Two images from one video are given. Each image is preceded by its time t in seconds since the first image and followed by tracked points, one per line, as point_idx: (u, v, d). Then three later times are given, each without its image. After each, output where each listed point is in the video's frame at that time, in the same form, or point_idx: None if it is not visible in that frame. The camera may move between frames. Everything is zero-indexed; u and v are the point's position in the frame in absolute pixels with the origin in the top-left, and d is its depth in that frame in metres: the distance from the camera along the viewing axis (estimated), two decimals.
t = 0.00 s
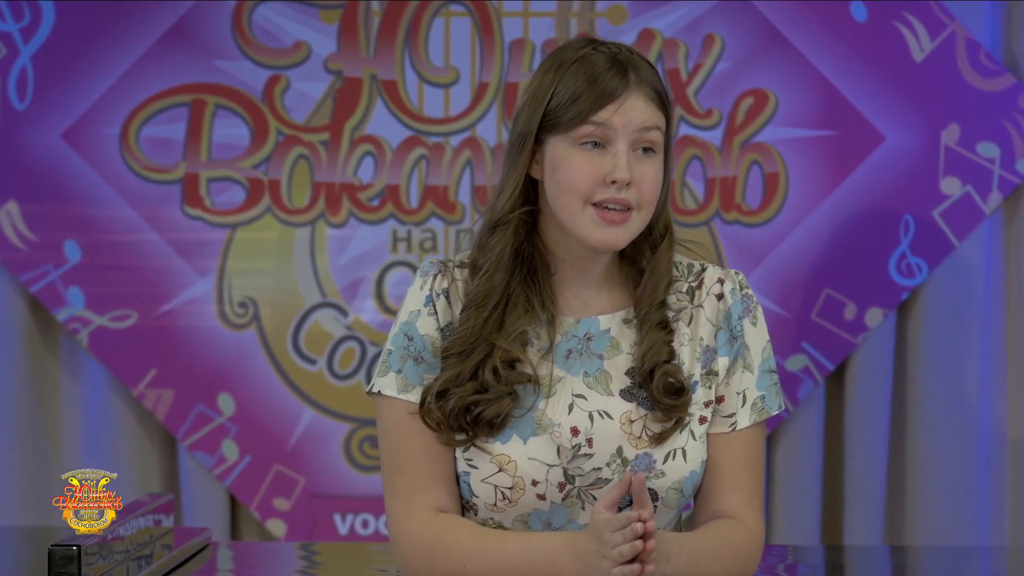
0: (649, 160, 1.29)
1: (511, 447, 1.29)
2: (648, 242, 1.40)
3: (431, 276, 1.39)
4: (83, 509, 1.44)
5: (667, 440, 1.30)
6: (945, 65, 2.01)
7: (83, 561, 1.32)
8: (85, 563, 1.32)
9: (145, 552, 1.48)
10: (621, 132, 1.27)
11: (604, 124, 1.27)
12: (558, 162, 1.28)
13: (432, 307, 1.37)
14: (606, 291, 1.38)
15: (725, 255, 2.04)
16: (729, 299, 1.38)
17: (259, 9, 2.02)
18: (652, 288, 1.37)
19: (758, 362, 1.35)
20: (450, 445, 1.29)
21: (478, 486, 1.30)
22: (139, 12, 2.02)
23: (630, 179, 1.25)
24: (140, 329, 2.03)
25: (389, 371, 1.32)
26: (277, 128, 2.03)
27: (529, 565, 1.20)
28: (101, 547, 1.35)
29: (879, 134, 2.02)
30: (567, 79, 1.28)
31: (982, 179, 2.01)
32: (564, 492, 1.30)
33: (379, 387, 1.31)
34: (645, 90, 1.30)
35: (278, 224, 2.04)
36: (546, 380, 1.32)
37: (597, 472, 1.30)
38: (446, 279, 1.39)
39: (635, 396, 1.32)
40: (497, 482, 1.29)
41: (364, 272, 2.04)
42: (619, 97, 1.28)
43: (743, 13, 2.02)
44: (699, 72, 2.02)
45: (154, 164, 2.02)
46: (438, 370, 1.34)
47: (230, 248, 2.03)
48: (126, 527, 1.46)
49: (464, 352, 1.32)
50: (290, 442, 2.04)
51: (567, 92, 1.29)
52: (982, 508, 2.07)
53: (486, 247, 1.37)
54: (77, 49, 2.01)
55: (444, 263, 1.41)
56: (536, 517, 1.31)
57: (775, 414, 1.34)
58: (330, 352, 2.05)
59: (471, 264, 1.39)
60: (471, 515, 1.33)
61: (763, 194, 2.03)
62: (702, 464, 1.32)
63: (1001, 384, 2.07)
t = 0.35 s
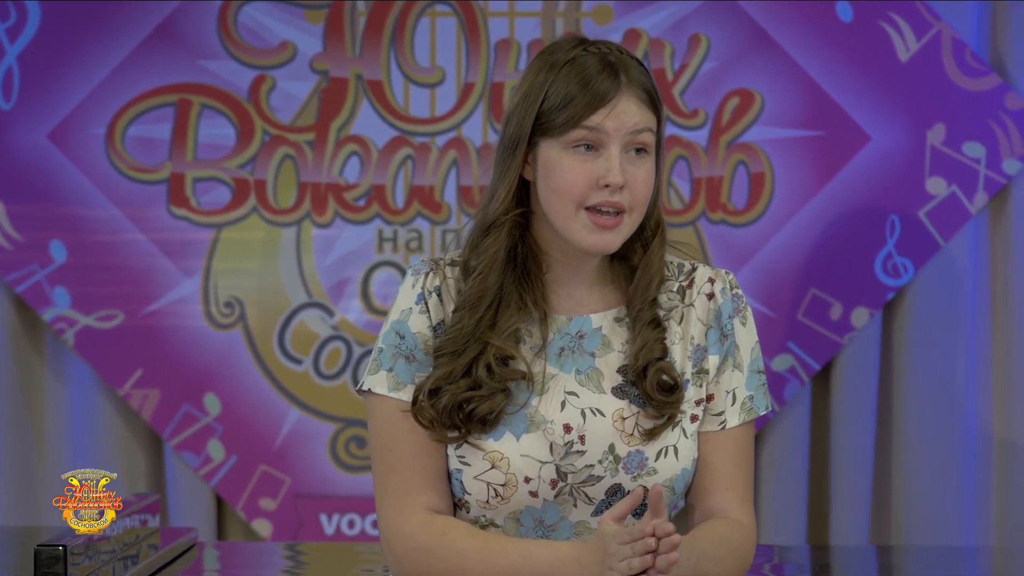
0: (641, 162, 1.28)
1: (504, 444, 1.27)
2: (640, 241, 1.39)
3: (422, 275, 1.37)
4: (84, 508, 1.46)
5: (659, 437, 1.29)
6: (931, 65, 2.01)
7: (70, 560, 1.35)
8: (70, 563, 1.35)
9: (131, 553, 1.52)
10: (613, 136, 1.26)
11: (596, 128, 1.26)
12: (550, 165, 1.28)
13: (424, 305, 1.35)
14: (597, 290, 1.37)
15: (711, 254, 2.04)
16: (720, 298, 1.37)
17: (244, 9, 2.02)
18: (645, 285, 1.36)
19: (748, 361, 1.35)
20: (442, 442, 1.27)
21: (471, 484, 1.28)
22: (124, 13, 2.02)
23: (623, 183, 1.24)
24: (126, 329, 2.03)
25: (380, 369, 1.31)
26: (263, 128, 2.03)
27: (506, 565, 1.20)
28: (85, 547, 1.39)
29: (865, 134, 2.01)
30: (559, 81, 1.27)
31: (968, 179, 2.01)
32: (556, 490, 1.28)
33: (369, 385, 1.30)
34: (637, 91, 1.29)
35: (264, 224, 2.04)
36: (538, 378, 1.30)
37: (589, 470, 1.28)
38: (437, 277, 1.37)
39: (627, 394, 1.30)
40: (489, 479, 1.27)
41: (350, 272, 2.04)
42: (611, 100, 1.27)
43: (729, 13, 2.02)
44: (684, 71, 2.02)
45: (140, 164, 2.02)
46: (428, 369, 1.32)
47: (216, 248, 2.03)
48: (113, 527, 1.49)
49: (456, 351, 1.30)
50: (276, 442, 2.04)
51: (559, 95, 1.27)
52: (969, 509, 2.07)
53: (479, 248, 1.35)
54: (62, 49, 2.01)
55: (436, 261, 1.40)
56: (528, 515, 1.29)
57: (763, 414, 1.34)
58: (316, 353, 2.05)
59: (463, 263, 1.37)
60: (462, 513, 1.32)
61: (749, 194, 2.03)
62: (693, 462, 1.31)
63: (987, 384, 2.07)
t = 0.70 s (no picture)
0: (621, 154, 1.29)
1: (488, 444, 1.27)
2: (624, 235, 1.40)
3: (408, 275, 1.37)
4: (84, 508, 1.49)
5: (643, 437, 1.29)
6: (920, 65, 2.01)
7: (60, 561, 1.35)
8: (60, 563, 1.35)
9: (121, 553, 1.51)
10: (592, 128, 1.27)
11: (574, 121, 1.27)
12: (530, 162, 1.28)
13: (409, 305, 1.35)
14: (584, 290, 1.37)
15: (701, 255, 2.04)
16: (705, 298, 1.37)
17: (233, 9, 2.02)
18: (630, 281, 1.36)
19: (732, 361, 1.35)
20: (427, 443, 1.27)
21: (456, 483, 1.28)
22: (113, 13, 2.02)
23: (603, 174, 1.25)
24: (115, 329, 2.02)
25: (364, 369, 1.31)
26: (252, 128, 2.03)
27: (488, 564, 1.20)
28: (75, 547, 1.39)
29: (854, 134, 2.01)
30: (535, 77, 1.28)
31: (957, 179, 2.01)
32: (541, 490, 1.28)
33: (354, 385, 1.30)
34: (613, 84, 1.30)
35: (253, 224, 2.04)
36: (524, 378, 1.30)
37: (574, 470, 1.28)
38: (423, 278, 1.37)
39: (612, 394, 1.30)
40: (474, 479, 1.27)
41: (339, 272, 2.04)
42: (588, 93, 1.28)
43: (718, 13, 2.02)
44: (674, 71, 2.02)
45: (129, 164, 2.02)
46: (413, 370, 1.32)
47: (205, 248, 2.03)
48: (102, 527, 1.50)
49: (441, 353, 1.30)
50: (265, 442, 2.04)
51: (536, 91, 1.28)
52: (958, 509, 2.07)
53: (462, 249, 1.35)
54: (51, 49, 2.01)
55: (422, 261, 1.39)
56: (513, 514, 1.29)
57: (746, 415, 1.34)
58: (305, 352, 2.05)
59: (448, 264, 1.37)
60: (447, 512, 1.31)
61: (738, 194, 2.03)
62: (678, 462, 1.31)
63: (976, 384, 2.07)
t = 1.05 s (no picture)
0: (592, 140, 1.30)
1: (467, 449, 1.28)
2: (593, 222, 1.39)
3: (389, 279, 1.39)
4: (83, 508, 1.52)
5: (621, 441, 1.29)
6: (911, 64, 2.01)
7: (49, 560, 1.36)
8: (50, 563, 1.36)
9: (111, 552, 1.51)
10: (559, 115, 1.28)
11: (541, 111, 1.28)
12: (502, 158, 1.29)
13: (390, 309, 1.37)
14: (565, 290, 1.37)
15: (691, 256, 2.04)
16: (686, 300, 1.37)
17: (223, 9, 2.03)
18: (604, 274, 1.36)
19: (712, 362, 1.35)
20: (406, 453, 1.28)
21: (436, 488, 1.29)
22: (103, 13, 2.02)
23: (577, 160, 1.25)
24: (106, 329, 2.02)
25: (347, 373, 1.32)
26: (242, 128, 2.03)
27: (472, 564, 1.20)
28: (65, 548, 1.39)
29: (844, 133, 2.02)
30: (497, 73, 1.29)
31: (948, 179, 2.01)
32: (521, 494, 1.28)
33: (338, 389, 1.32)
34: (576, 73, 1.32)
35: (243, 224, 2.04)
36: (503, 385, 1.30)
37: (553, 474, 1.28)
38: (403, 281, 1.39)
39: (592, 397, 1.30)
40: (454, 484, 1.28)
41: (329, 272, 2.04)
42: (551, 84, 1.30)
43: (708, 13, 2.02)
44: (664, 72, 2.02)
45: (119, 164, 2.02)
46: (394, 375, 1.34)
47: (195, 248, 2.03)
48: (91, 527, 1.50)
49: (416, 362, 1.31)
50: (255, 442, 2.04)
51: (500, 87, 1.30)
52: (949, 509, 2.07)
53: (431, 255, 1.37)
54: (42, 48, 2.01)
55: (403, 265, 1.41)
56: (494, 518, 1.30)
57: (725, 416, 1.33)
58: (295, 352, 2.05)
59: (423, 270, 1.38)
60: (430, 515, 1.32)
61: (728, 193, 2.03)
62: (659, 465, 1.31)
63: (966, 384, 2.06)
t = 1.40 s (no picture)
0: (586, 134, 1.30)
1: (467, 459, 1.28)
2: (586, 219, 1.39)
3: (389, 284, 1.39)
4: (84, 508, 1.52)
5: (621, 449, 1.29)
6: (910, 64, 2.01)
7: (49, 560, 1.36)
8: (49, 563, 1.36)
9: (111, 552, 1.52)
10: (552, 111, 1.29)
11: (533, 108, 1.29)
12: (498, 159, 1.29)
13: (391, 316, 1.36)
14: (564, 295, 1.37)
15: (692, 257, 2.04)
16: (685, 306, 1.37)
17: (223, 9, 2.02)
18: (600, 273, 1.36)
19: (710, 366, 1.34)
20: (407, 469, 1.28)
21: (436, 495, 1.30)
22: (103, 13, 2.02)
23: (574, 151, 1.25)
24: (105, 329, 2.02)
25: (349, 379, 1.33)
26: (242, 128, 2.03)
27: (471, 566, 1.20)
28: (65, 548, 1.39)
29: (843, 133, 2.02)
30: (484, 77, 1.30)
31: (947, 179, 2.01)
32: (520, 501, 1.28)
33: (341, 395, 1.32)
34: (564, 70, 1.33)
35: (243, 224, 2.04)
36: (505, 395, 1.30)
37: (552, 482, 1.27)
38: (403, 287, 1.38)
39: (591, 405, 1.30)
40: (453, 491, 1.28)
41: (329, 272, 2.04)
42: (540, 82, 1.31)
43: (707, 13, 2.02)
44: (663, 72, 2.02)
45: (118, 164, 2.02)
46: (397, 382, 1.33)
47: (194, 248, 2.03)
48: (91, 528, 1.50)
49: (418, 377, 1.31)
50: (255, 442, 2.04)
51: (489, 90, 1.31)
52: (949, 509, 2.07)
53: (429, 266, 1.37)
54: (41, 48, 2.01)
55: (404, 270, 1.41)
56: (493, 523, 1.30)
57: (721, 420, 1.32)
58: (295, 353, 2.05)
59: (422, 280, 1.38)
60: (432, 520, 1.32)
61: (728, 194, 2.03)
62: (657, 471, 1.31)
63: (966, 384, 2.06)
